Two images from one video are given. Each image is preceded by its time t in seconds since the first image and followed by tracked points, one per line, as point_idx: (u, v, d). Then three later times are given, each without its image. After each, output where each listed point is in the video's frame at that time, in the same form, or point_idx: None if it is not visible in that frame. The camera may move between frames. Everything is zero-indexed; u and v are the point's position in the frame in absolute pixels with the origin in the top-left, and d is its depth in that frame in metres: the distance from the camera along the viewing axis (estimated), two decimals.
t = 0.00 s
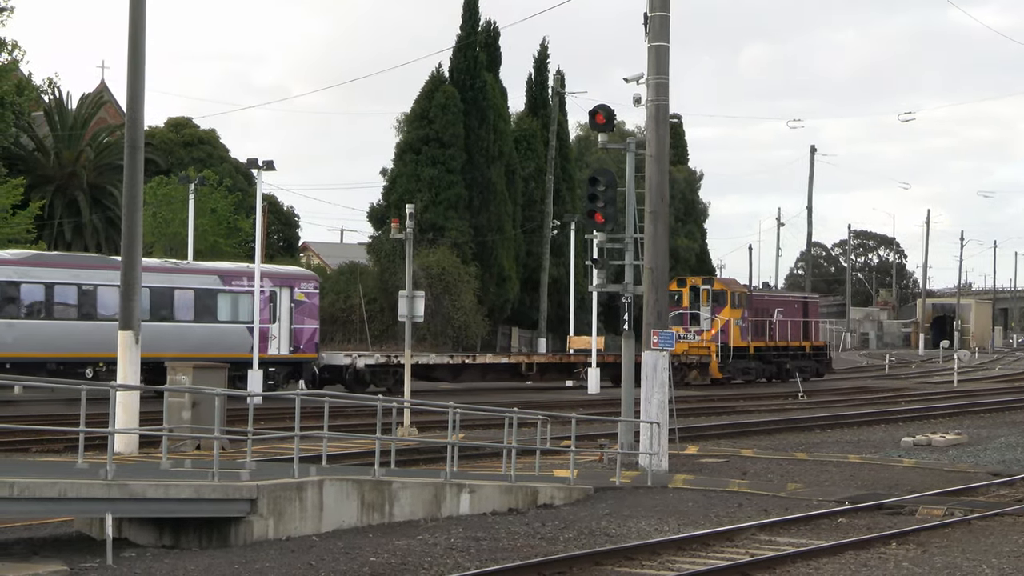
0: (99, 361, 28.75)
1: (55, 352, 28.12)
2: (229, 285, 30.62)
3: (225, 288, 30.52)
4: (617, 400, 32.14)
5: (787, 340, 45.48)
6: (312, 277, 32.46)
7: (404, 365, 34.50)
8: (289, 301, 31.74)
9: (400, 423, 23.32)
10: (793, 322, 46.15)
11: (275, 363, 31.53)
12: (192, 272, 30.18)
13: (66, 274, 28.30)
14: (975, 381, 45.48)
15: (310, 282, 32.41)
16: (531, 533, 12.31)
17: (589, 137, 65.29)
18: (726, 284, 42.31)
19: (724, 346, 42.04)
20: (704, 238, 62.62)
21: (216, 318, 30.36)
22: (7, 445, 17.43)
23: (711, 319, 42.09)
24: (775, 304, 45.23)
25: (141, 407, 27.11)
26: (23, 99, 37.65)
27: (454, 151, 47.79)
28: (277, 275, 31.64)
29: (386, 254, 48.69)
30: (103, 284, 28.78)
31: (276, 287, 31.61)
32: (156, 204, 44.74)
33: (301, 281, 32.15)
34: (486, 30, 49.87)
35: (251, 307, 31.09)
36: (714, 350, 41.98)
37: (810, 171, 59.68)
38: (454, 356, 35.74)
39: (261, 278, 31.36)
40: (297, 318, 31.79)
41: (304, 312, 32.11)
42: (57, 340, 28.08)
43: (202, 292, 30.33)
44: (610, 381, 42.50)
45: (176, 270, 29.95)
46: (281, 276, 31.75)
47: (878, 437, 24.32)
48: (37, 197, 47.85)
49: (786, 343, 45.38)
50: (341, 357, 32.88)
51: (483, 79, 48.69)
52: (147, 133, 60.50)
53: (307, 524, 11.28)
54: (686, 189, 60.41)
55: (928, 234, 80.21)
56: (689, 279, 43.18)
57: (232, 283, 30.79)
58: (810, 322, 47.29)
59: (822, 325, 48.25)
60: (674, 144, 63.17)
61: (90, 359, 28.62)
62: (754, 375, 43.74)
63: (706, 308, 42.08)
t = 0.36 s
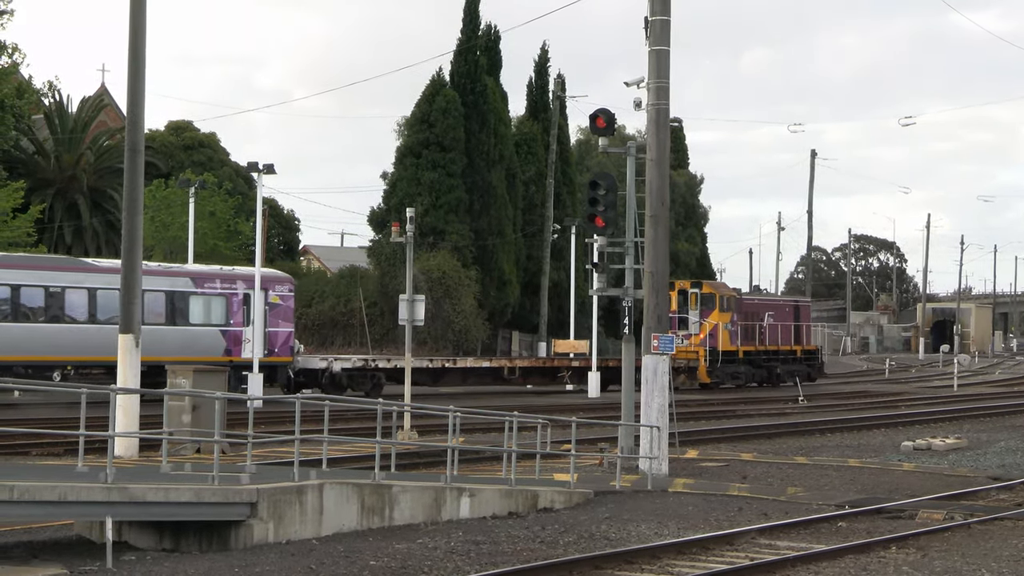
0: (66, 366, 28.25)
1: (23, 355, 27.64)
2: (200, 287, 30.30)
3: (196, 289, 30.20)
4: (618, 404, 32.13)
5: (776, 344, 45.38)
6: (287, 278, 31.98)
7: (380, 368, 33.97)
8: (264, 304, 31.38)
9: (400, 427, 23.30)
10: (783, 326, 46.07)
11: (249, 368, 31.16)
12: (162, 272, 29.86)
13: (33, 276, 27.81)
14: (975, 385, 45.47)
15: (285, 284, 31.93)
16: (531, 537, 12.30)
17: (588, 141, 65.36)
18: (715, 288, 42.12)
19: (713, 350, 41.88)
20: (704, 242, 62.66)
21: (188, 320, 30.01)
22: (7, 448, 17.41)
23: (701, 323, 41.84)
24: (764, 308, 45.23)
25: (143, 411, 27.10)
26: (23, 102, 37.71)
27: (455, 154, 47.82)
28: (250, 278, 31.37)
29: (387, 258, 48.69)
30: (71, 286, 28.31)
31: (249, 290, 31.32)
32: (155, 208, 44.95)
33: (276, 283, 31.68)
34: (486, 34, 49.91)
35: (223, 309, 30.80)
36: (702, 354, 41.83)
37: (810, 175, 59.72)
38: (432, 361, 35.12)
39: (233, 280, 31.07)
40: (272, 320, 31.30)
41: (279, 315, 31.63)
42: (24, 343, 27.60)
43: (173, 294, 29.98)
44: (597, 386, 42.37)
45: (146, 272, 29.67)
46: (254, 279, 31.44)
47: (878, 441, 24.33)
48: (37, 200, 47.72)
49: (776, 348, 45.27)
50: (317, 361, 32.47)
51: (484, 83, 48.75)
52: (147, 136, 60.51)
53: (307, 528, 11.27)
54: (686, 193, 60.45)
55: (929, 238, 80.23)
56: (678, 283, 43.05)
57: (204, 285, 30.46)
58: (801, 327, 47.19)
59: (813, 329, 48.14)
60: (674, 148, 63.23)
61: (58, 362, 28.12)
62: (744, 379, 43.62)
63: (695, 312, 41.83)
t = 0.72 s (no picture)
0: (34, 365, 27.97)
1: None
2: (171, 286, 29.85)
3: (167, 289, 29.72)
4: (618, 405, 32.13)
5: (768, 346, 44.99)
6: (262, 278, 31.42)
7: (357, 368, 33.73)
8: (238, 304, 30.91)
9: (400, 427, 23.32)
10: (775, 327, 45.65)
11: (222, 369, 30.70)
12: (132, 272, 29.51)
13: None
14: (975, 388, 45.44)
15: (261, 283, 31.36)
16: (531, 538, 12.31)
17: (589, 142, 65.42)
18: (703, 289, 41.82)
19: (701, 351, 41.57)
20: (704, 243, 62.70)
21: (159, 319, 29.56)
22: (6, 448, 17.42)
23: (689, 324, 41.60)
24: (754, 309, 44.77)
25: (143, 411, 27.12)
26: (24, 102, 37.77)
27: (455, 155, 47.81)
28: (224, 277, 30.82)
29: (387, 258, 48.69)
30: (38, 284, 28.06)
31: (223, 289, 30.82)
32: (155, 208, 44.79)
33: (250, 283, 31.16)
34: (487, 35, 49.89)
35: (196, 309, 30.34)
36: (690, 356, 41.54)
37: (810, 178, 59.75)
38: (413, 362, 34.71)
39: (206, 279, 30.57)
40: (246, 321, 30.85)
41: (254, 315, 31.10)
42: None
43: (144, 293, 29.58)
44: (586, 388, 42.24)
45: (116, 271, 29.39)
46: (228, 278, 30.88)
47: (878, 443, 24.33)
48: (37, 200, 47.74)
49: (767, 349, 44.86)
50: (293, 361, 31.95)
51: (485, 84, 48.77)
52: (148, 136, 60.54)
53: (307, 529, 11.28)
54: (687, 195, 60.46)
55: (929, 240, 80.27)
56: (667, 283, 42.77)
57: (175, 285, 29.98)
58: (794, 328, 46.76)
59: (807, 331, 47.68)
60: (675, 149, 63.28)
61: (25, 362, 27.88)
62: (733, 381, 43.26)
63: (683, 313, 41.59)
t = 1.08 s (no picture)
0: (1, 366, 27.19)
1: None
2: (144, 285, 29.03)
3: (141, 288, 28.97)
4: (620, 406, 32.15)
5: (760, 346, 44.48)
6: (237, 278, 30.92)
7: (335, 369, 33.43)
8: (212, 304, 30.37)
9: (402, 428, 23.34)
10: (768, 327, 45.13)
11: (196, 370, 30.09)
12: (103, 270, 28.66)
13: None
14: (976, 389, 45.40)
15: (235, 282, 30.88)
16: (533, 538, 12.32)
17: (590, 143, 65.47)
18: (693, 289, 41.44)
19: (689, 352, 41.12)
20: (706, 243, 62.70)
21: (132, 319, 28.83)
22: (8, 449, 17.42)
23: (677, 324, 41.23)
24: (745, 309, 44.23)
25: (146, 412, 27.14)
26: (25, 103, 37.82)
27: (456, 156, 47.83)
28: (198, 276, 30.22)
29: (388, 259, 48.71)
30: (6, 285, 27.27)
31: (196, 288, 30.15)
32: (157, 209, 44.76)
33: (225, 282, 30.63)
34: (489, 36, 49.85)
35: (170, 309, 29.67)
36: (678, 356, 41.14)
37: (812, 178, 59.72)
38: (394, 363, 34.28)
39: (180, 278, 29.82)
40: (221, 321, 30.38)
41: (228, 315, 30.66)
42: None
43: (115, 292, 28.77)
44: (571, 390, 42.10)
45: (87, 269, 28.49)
46: (202, 278, 30.32)
47: (879, 444, 24.33)
48: (40, 201, 47.79)
49: (759, 349, 44.35)
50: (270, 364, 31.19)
51: (486, 85, 48.80)
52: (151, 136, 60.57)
53: (308, 529, 11.28)
54: (689, 195, 60.43)
55: (930, 240, 80.23)
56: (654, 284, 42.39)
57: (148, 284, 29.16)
58: (788, 328, 46.22)
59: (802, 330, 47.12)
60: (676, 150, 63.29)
61: None
62: (724, 382, 42.80)
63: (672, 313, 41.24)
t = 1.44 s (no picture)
0: None
1: None
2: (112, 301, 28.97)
3: (110, 303, 28.94)
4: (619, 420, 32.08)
5: (748, 360, 44.40)
6: (210, 292, 30.78)
7: (310, 386, 32.71)
8: (184, 319, 30.25)
9: (401, 444, 23.29)
10: (755, 341, 45.11)
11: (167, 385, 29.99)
12: (71, 286, 28.60)
13: None
14: (975, 402, 45.36)
15: (207, 297, 30.76)
16: (533, 554, 12.29)
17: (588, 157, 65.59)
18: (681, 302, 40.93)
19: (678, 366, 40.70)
20: (705, 258, 62.77)
21: (101, 334, 28.81)
22: (7, 466, 17.38)
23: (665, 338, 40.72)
24: (735, 323, 44.32)
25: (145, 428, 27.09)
26: (24, 119, 37.92)
27: (455, 171, 47.91)
28: (171, 290, 30.00)
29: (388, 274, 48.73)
30: None
31: (168, 303, 29.98)
32: (157, 225, 44.73)
33: (197, 297, 30.51)
34: (488, 51, 49.98)
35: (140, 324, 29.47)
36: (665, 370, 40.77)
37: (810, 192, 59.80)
38: (371, 379, 33.47)
39: (151, 292, 29.65)
40: (193, 336, 30.29)
41: (200, 330, 30.60)
42: None
43: (84, 307, 28.68)
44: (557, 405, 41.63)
45: (55, 285, 28.37)
46: (174, 291, 30.07)
47: (879, 458, 24.31)
48: (38, 218, 47.77)
49: (748, 363, 44.24)
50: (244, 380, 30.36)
51: (485, 100, 48.92)
52: (149, 152, 60.66)
53: (307, 546, 11.24)
54: (687, 209, 60.51)
55: (928, 253, 80.30)
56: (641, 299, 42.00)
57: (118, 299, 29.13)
58: (775, 342, 46.26)
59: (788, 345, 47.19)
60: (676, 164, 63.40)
61: None
62: (713, 397, 42.64)
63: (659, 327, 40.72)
